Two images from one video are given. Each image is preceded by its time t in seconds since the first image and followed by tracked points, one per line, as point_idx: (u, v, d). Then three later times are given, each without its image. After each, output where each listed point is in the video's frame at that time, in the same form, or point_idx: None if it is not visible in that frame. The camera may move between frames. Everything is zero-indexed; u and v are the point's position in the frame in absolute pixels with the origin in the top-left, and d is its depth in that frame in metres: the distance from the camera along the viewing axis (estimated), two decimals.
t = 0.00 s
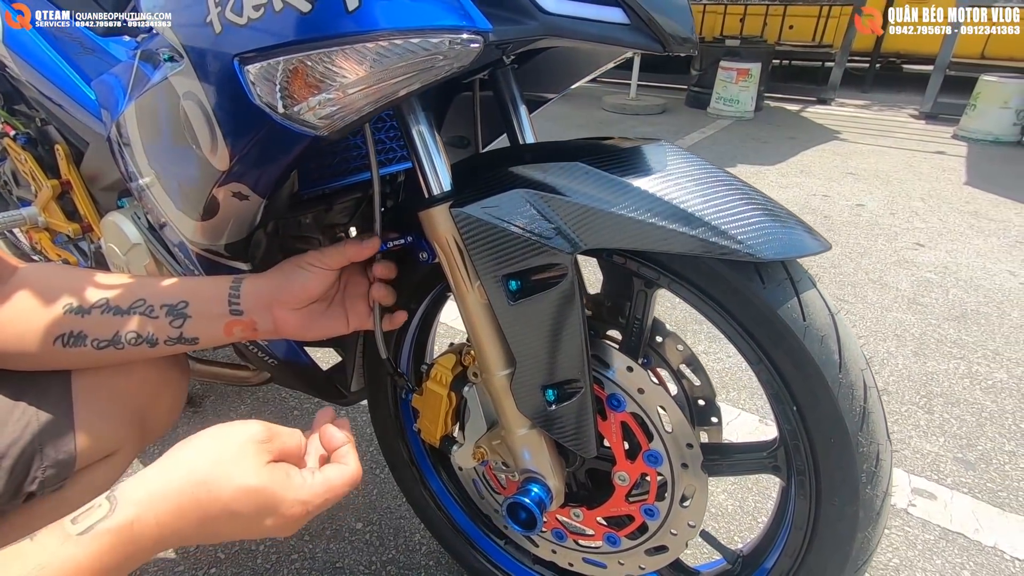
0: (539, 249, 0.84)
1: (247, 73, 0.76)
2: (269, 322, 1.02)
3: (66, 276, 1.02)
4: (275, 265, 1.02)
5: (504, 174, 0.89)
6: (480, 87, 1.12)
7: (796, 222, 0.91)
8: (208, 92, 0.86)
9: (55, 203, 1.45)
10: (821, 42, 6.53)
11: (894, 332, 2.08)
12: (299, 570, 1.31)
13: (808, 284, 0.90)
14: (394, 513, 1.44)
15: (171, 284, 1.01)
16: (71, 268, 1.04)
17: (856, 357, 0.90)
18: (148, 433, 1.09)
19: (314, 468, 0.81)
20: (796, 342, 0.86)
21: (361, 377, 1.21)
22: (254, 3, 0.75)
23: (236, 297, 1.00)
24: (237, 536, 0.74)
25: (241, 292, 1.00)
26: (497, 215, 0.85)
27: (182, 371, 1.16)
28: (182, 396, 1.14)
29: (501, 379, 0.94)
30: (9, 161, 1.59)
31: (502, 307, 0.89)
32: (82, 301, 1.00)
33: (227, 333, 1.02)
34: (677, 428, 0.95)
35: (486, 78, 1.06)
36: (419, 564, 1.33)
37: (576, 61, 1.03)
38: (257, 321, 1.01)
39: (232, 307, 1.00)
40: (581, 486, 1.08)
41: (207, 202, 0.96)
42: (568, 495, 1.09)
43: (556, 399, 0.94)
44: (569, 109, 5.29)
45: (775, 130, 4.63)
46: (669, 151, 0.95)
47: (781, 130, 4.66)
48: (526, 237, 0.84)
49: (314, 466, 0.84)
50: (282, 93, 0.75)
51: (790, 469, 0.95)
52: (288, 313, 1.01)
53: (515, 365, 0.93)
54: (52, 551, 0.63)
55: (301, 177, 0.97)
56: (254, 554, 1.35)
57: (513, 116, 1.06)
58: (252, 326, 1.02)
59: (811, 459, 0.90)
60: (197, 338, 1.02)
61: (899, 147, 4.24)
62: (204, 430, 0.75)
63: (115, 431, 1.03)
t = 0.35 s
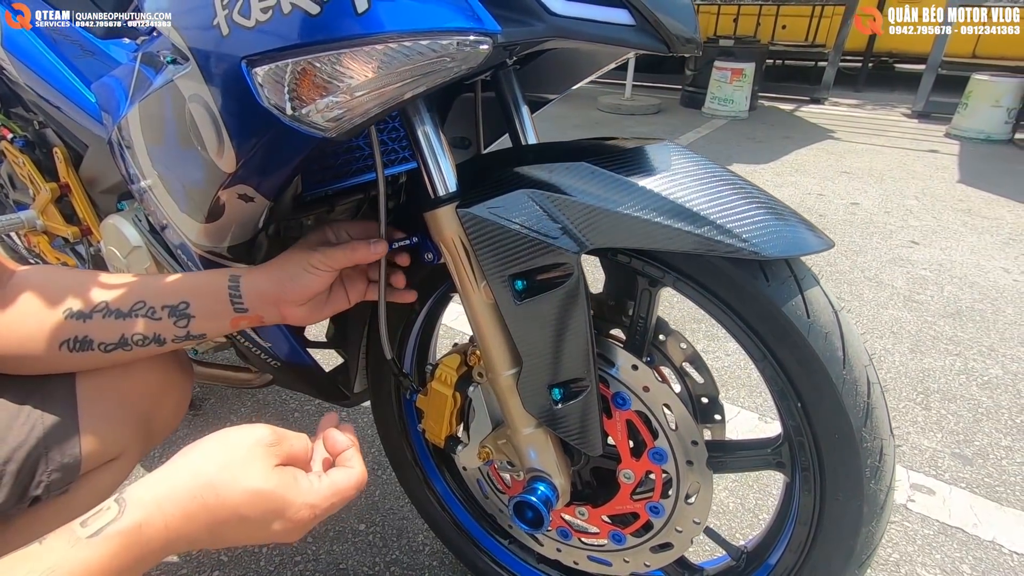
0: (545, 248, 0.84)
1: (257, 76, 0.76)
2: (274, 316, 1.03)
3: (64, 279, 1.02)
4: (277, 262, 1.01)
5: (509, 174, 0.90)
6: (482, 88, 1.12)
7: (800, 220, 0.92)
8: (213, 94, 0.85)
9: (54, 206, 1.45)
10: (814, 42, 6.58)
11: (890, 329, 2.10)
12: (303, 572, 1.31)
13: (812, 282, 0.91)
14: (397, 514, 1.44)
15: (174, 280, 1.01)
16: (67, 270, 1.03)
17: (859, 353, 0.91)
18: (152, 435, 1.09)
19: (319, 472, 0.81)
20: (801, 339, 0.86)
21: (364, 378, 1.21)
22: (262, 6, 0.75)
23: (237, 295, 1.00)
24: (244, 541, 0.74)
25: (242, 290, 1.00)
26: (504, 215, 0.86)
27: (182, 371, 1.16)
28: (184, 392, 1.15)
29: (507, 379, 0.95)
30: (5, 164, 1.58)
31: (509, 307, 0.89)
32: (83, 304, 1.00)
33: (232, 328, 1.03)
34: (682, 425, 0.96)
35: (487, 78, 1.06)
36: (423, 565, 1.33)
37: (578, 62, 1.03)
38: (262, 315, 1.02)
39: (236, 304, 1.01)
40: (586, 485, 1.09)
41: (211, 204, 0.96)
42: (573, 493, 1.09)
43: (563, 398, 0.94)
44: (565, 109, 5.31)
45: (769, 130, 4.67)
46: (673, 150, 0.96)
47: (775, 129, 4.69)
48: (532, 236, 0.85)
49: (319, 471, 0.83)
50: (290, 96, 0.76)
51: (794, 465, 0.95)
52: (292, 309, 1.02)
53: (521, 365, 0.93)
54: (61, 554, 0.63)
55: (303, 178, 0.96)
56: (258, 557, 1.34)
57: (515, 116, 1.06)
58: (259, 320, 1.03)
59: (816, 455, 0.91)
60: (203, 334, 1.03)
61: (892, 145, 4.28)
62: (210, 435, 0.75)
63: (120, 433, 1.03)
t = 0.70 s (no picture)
0: (548, 249, 0.86)
1: (267, 80, 0.77)
2: (279, 317, 1.04)
3: (73, 281, 1.03)
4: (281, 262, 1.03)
5: (513, 175, 0.91)
6: (484, 91, 1.13)
7: (799, 219, 0.93)
8: (218, 99, 0.85)
9: (58, 209, 1.46)
10: (811, 42, 6.60)
11: (889, 327, 2.12)
12: (308, 572, 1.32)
13: (812, 281, 0.92)
14: (400, 514, 1.45)
15: (182, 280, 1.02)
16: (77, 272, 1.05)
17: (859, 350, 0.92)
18: (163, 438, 1.08)
19: (312, 445, 0.83)
20: (801, 337, 0.88)
21: (368, 379, 1.22)
22: (270, 11, 0.75)
23: (243, 295, 1.01)
24: (242, 516, 0.75)
25: (248, 291, 1.01)
26: (508, 216, 0.87)
27: (192, 370, 1.16)
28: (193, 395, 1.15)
29: (511, 378, 0.96)
30: (9, 168, 1.59)
31: (513, 307, 0.91)
32: (92, 304, 1.01)
33: (238, 327, 1.04)
34: (684, 422, 0.97)
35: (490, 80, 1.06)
36: (427, 563, 1.34)
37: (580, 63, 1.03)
38: (267, 316, 1.03)
39: (241, 304, 1.02)
40: (589, 482, 1.10)
41: (218, 206, 0.97)
42: (577, 491, 1.10)
43: (567, 397, 0.96)
44: (564, 110, 5.33)
45: (768, 130, 4.68)
46: (674, 152, 0.97)
47: (773, 129, 4.71)
48: (536, 237, 0.86)
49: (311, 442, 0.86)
50: (299, 100, 0.77)
51: (795, 461, 0.96)
52: (298, 311, 1.03)
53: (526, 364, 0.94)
54: (53, 541, 0.65)
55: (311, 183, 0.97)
56: (262, 556, 1.35)
57: (518, 118, 1.06)
58: (264, 320, 1.04)
59: (817, 451, 0.92)
60: (210, 334, 1.04)
61: (889, 144, 4.30)
62: (198, 417, 0.76)
63: (129, 432, 1.03)
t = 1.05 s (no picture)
0: (553, 250, 0.87)
1: (276, 84, 0.78)
2: (285, 318, 1.05)
3: (84, 282, 1.04)
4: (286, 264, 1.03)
5: (518, 177, 0.92)
6: (488, 92, 1.13)
7: (800, 219, 0.94)
8: (226, 103, 0.86)
9: (63, 211, 1.47)
10: (812, 40, 6.61)
11: (891, 326, 2.13)
12: (313, 570, 1.33)
13: (813, 280, 0.93)
14: (405, 512, 1.46)
15: (191, 284, 1.03)
16: (87, 274, 1.06)
17: (861, 349, 0.93)
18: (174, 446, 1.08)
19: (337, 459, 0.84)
20: (803, 336, 0.89)
21: (372, 379, 1.23)
22: (279, 17, 0.76)
23: (250, 296, 1.02)
24: (267, 529, 0.76)
25: (255, 292, 1.02)
26: (512, 218, 0.88)
27: (199, 369, 1.17)
28: (199, 398, 1.17)
29: (515, 377, 0.97)
30: (14, 170, 1.60)
31: (518, 307, 0.91)
32: (102, 305, 1.02)
33: (245, 328, 1.05)
34: (687, 421, 0.98)
35: (493, 83, 1.07)
36: (432, 562, 1.35)
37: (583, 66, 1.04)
38: (273, 317, 1.04)
39: (248, 305, 1.03)
40: (593, 480, 1.11)
41: (226, 208, 0.98)
42: (580, 489, 1.11)
43: (571, 396, 0.97)
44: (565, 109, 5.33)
45: (768, 128, 4.69)
46: (675, 153, 0.98)
47: (774, 127, 4.72)
48: (540, 239, 0.87)
49: (337, 457, 0.87)
50: (307, 104, 0.78)
51: (798, 458, 0.97)
52: (304, 312, 1.04)
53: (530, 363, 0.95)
54: (95, 546, 0.65)
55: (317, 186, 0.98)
56: (269, 555, 1.37)
57: (521, 119, 1.07)
58: (270, 321, 1.05)
59: (819, 448, 0.93)
60: (218, 335, 1.05)
61: (890, 142, 4.31)
62: (231, 429, 0.77)
63: (137, 432, 1.04)
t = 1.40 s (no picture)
0: (560, 249, 0.87)
1: (286, 84, 0.79)
2: (292, 316, 1.05)
3: (95, 279, 1.05)
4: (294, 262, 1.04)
5: (525, 176, 0.92)
6: (495, 91, 1.13)
7: (806, 218, 0.94)
8: (236, 102, 0.87)
9: (72, 209, 1.48)
10: (817, 38, 6.59)
11: (896, 325, 2.13)
12: (320, 566, 1.34)
13: (819, 279, 0.93)
14: (410, 509, 1.47)
15: (201, 282, 1.04)
16: (97, 271, 1.07)
17: (866, 347, 0.93)
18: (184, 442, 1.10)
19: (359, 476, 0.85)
20: (809, 335, 0.89)
21: (378, 376, 1.23)
22: (289, 17, 0.77)
23: (258, 294, 1.03)
24: (292, 541, 0.78)
25: (262, 290, 1.02)
26: (519, 216, 0.88)
27: (206, 366, 1.18)
28: (207, 394, 1.18)
29: (522, 375, 0.97)
30: (21, 168, 1.61)
31: (525, 305, 0.92)
32: (112, 301, 1.03)
33: (252, 327, 1.06)
34: (693, 419, 0.98)
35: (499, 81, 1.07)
36: (438, 558, 1.36)
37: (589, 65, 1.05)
38: (280, 315, 1.05)
39: (255, 303, 1.03)
40: (598, 478, 1.11)
41: (234, 206, 0.98)
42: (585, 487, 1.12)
43: (577, 394, 0.97)
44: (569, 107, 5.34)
45: (773, 127, 4.68)
46: (681, 153, 0.98)
47: (779, 126, 4.71)
48: (547, 238, 0.87)
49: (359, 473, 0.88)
50: (317, 103, 0.78)
51: (802, 456, 0.98)
52: (311, 310, 1.04)
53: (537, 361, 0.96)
54: (130, 543, 0.67)
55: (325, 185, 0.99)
56: (275, 551, 1.38)
57: (527, 118, 1.08)
58: (276, 319, 1.05)
59: (824, 446, 0.93)
60: (225, 332, 1.06)
61: (895, 141, 4.30)
62: (261, 439, 0.79)
63: (146, 427, 1.05)
